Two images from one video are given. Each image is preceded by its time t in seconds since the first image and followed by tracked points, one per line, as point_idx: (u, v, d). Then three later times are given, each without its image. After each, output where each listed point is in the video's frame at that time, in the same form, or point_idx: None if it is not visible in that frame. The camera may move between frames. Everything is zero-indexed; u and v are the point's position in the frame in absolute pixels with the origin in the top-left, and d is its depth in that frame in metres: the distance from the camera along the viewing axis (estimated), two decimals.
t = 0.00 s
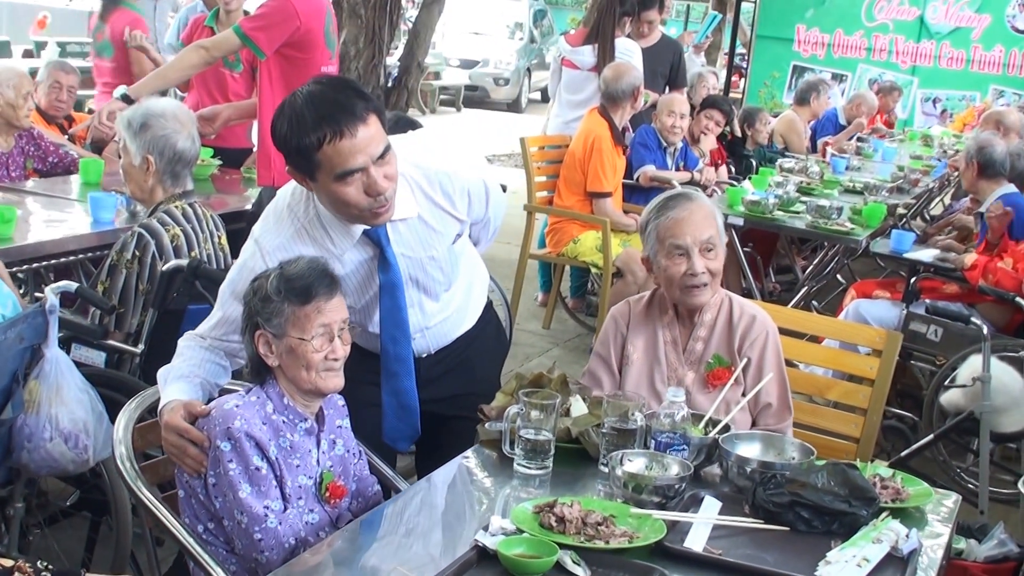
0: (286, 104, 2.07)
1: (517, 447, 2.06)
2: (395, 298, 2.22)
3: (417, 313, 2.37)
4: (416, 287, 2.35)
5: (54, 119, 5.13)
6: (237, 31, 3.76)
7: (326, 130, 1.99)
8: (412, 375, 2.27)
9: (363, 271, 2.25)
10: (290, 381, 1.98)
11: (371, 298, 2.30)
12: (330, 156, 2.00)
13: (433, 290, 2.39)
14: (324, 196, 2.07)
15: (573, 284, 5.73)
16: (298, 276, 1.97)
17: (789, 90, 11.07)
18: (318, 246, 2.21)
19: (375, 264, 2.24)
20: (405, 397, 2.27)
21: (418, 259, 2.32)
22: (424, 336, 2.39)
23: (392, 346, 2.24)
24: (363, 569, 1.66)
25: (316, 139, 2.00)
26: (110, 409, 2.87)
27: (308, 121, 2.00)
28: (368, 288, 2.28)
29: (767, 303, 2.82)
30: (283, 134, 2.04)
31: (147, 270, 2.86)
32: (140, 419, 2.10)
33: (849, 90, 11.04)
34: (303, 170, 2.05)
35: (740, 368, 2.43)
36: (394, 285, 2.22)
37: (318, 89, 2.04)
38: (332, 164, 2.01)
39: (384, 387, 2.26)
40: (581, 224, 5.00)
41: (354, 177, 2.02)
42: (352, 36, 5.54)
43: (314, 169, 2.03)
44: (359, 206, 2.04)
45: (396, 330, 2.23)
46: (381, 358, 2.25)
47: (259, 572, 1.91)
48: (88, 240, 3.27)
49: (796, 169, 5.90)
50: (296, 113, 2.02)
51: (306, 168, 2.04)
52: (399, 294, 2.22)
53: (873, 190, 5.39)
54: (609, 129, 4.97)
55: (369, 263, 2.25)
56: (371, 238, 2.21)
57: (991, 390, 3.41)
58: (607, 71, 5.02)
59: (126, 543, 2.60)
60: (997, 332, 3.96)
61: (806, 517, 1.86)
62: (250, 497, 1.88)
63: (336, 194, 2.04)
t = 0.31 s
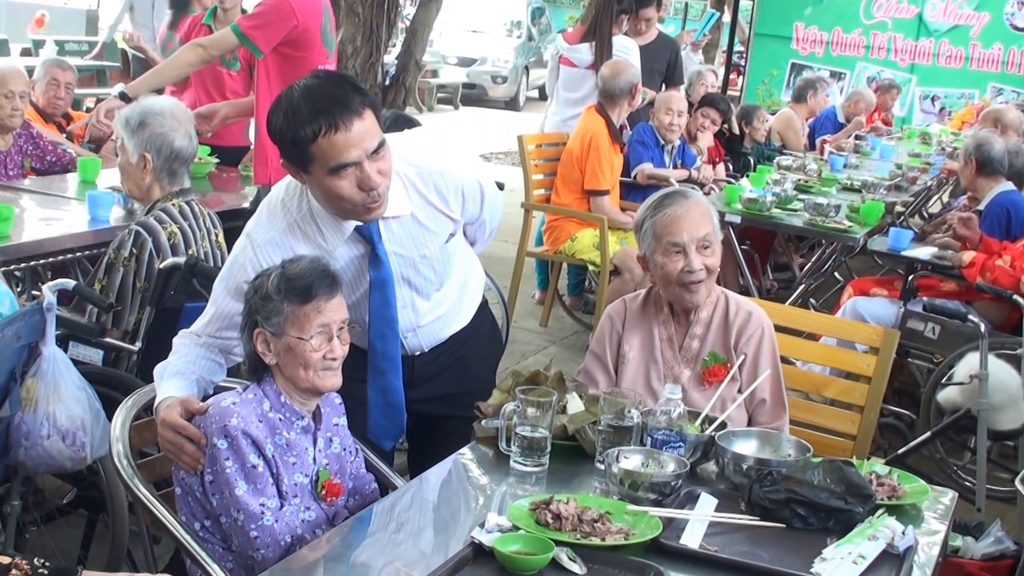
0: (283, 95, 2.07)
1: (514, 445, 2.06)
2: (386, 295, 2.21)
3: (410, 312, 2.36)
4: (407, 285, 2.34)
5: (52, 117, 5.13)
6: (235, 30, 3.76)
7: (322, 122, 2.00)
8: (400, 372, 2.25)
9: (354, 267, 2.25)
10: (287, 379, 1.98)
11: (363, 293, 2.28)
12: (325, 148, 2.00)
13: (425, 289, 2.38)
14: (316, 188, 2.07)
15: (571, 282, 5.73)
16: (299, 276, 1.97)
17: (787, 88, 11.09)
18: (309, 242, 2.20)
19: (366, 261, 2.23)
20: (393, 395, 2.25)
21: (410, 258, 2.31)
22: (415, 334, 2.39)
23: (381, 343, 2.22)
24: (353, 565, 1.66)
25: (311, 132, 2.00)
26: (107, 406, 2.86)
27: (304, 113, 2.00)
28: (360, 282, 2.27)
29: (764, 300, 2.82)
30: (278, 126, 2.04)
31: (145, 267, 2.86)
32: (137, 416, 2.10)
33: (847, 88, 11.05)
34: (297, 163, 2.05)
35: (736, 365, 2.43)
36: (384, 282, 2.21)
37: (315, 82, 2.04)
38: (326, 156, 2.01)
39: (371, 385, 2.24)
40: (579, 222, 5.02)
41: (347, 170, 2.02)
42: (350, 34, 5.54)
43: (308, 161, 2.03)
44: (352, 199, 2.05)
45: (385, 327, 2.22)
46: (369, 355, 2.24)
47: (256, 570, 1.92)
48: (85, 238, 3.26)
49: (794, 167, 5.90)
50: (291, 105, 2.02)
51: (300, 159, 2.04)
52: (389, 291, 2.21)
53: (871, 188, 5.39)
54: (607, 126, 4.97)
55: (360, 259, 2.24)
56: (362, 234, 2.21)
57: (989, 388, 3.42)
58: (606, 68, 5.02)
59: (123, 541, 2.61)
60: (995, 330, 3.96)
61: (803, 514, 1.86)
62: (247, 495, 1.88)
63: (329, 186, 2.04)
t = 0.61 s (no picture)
0: (273, 87, 2.08)
1: (508, 442, 2.06)
2: (375, 289, 2.21)
3: (400, 308, 2.36)
4: (396, 279, 2.34)
5: (46, 117, 5.13)
6: (229, 29, 3.76)
7: (310, 114, 2.00)
8: (391, 367, 2.25)
9: (344, 261, 2.25)
10: (281, 377, 1.98)
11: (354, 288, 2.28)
12: (313, 139, 2.00)
13: (414, 284, 2.38)
14: (305, 180, 2.07)
15: (566, 280, 5.73)
16: (294, 275, 1.96)
17: (783, 86, 11.12)
18: (297, 235, 2.20)
19: (354, 254, 2.23)
20: (384, 389, 2.25)
21: (399, 253, 2.32)
22: (406, 331, 2.39)
23: (370, 338, 2.22)
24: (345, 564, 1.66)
25: (299, 123, 2.00)
26: (101, 404, 2.86)
27: (293, 105, 2.00)
28: (349, 277, 2.27)
29: (758, 298, 2.83)
30: (267, 118, 2.04)
31: (139, 266, 2.86)
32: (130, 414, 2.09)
33: (843, 86, 11.08)
34: (287, 155, 2.05)
35: (730, 364, 2.43)
36: (373, 276, 2.21)
37: (304, 74, 2.04)
38: (314, 148, 2.01)
39: (361, 379, 2.24)
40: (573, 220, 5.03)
41: (335, 161, 2.02)
42: (345, 33, 5.54)
43: (296, 153, 2.03)
44: (340, 190, 2.05)
45: (375, 321, 2.22)
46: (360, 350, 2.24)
47: (250, 568, 1.91)
48: (80, 237, 3.26)
49: (788, 165, 5.90)
50: (280, 97, 2.02)
51: (289, 151, 2.04)
52: (378, 285, 2.21)
53: (866, 185, 5.41)
54: (601, 124, 4.97)
55: (349, 253, 2.25)
56: (351, 228, 2.21)
57: (983, 386, 3.42)
58: (600, 66, 5.02)
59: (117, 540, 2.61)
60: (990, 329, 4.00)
61: (796, 512, 1.86)
62: (241, 493, 1.88)
63: (317, 178, 2.04)
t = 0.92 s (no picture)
0: (258, 82, 2.08)
1: (499, 441, 2.07)
2: (363, 285, 2.21)
3: (390, 306, 2.36)
4: (386, 277, 2.34)
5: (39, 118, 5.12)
6: (221, 29, 3.75)
7: (295, 109, 2.00)
8: (381, 363, 2.25)
9: (333, 258, 2.25)
10: (272, 376, 1.98)
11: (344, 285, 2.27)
12: (298, 135, 2.00)
13: (404, 282, 2.38)
14: (291, 176, 2.07)
15: (560, 280, 5.73)
16: (284, 274, 1.96)
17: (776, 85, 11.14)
18: (286, 232, 2.21)
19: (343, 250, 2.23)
20: (375, 385, 2.24)
21: (388, 250, 2.32)
22: (396, 329, 2.39)
23: (360, 334, 2.22)
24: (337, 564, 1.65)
25: (284, 119, 2.00)
26: (93, 403, 2.86)
27: (278, 100, 2.01)
28: (338, 275, 2.27)
29: (749, 297, 2.83)
30: (253, 114, 2.04)
31: (131, 265, 2.86)
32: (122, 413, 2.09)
33: (835, 84, 11.11)
34: (272, 151, 2.05)
35: (720, 362, 2.43)
36: (362, 272, 2.21)
37: (289, 70, 2.04)
38: (299, 144, 2.01)
39: (352, 375, 2.23)
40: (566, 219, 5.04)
41: (321, 157, 2.03)
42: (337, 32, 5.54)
43: (282, 149, 2.04)
44: (326, 186, 2.05)
45: (364, 318, 2.21)
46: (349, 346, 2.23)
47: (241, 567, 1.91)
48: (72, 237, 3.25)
49: (780, 164, 5.91)
50: (265, 93, 2.02)
51: (274, 147, 2.04)
52: (367, 282, 2.21)
53: (859, 184, 5.44)
54: (593, 124, 4.98)
55: (338, 250, 2.24)
56: (340, 224, 2.20)
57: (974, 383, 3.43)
58: (592, 66, 5.04)
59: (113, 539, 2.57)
60: (980, 327, 3.99)
61: (786, 509, 1.87)
62: (231, 492, 1.89)
63: (303, 174, 2.04)
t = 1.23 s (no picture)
0: (242, 83, 2.08)
1: (487, 441, 2.07)
2: (352, 285, 2.21)
3: (379, 306, 2.37)
4: (375, 277, 2.34)
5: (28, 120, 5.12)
6: (211, 30, 3.74)
7: (280, 110, 2.00)
8: (370, 363, 2.25)
9: (321, 258, 2.26)
10: (258, 377, 1.98)
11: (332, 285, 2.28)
12: (283, 135, 2.01)
13: (393, 282, 2.39)
14: (277, 176, 2.07)
15: (552, 280, 5.74)
16: (270, 275, 1.96)
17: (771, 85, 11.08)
18: (274, 232, 2.22)
19: (332, 251, 2.23)
20: (363, 384, 2.25)
21: (376, 250, 2.32)
22: (386, 329, 2.40)
23: (349, 334, 2.22)
24: (326, 564, 1.65)
25: (269, 119, 2.00)
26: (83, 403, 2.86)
27: (262, 102, 2.01)
28: (327, 275, 2.27)
29: (737, 296, 2.84)
30: (237, 114, 2.05)
31: (119, 265, 2.89)
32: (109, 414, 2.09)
33: (827, 84, 11.19)
34: (258, 151, 2.06)
35: (706, 360, 2.44)
36: (350, 272, 2.21)
37: (273, 71, 2.05)
38: (284, 144, 2.01)
39: (340, 375, 2.24)
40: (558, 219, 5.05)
41: (306, 157, 2.03)
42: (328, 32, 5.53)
43: (267, 149, 2.04)
44: (312, 186, 2.05)
45: (353, 318, 2.22)
46: (338, 346, 2.23)
47: (230, 568, 1.92)
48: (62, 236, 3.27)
49: (771, 163, 5.93)
50: (250, 94, 2.03)
51: (260, 147, 2.05)
52: (355, 282, 2.21)
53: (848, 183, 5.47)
54: (584, 124, 4.99)
55: (326, 250, 2.25)
56: (327, 224, 2.21)
57: (962, 381, 3.44)
58: (582, 66, 5.05)
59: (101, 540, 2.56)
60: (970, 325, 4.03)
61: (772, 507, 1.87)
62: (219, 493, 1.89)
63: (289, 174, 2.05)
